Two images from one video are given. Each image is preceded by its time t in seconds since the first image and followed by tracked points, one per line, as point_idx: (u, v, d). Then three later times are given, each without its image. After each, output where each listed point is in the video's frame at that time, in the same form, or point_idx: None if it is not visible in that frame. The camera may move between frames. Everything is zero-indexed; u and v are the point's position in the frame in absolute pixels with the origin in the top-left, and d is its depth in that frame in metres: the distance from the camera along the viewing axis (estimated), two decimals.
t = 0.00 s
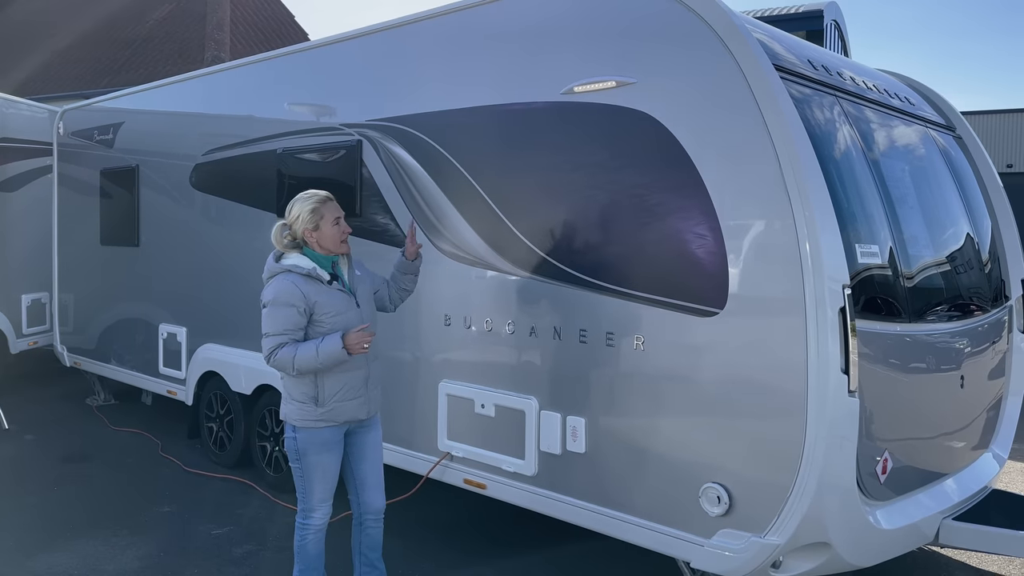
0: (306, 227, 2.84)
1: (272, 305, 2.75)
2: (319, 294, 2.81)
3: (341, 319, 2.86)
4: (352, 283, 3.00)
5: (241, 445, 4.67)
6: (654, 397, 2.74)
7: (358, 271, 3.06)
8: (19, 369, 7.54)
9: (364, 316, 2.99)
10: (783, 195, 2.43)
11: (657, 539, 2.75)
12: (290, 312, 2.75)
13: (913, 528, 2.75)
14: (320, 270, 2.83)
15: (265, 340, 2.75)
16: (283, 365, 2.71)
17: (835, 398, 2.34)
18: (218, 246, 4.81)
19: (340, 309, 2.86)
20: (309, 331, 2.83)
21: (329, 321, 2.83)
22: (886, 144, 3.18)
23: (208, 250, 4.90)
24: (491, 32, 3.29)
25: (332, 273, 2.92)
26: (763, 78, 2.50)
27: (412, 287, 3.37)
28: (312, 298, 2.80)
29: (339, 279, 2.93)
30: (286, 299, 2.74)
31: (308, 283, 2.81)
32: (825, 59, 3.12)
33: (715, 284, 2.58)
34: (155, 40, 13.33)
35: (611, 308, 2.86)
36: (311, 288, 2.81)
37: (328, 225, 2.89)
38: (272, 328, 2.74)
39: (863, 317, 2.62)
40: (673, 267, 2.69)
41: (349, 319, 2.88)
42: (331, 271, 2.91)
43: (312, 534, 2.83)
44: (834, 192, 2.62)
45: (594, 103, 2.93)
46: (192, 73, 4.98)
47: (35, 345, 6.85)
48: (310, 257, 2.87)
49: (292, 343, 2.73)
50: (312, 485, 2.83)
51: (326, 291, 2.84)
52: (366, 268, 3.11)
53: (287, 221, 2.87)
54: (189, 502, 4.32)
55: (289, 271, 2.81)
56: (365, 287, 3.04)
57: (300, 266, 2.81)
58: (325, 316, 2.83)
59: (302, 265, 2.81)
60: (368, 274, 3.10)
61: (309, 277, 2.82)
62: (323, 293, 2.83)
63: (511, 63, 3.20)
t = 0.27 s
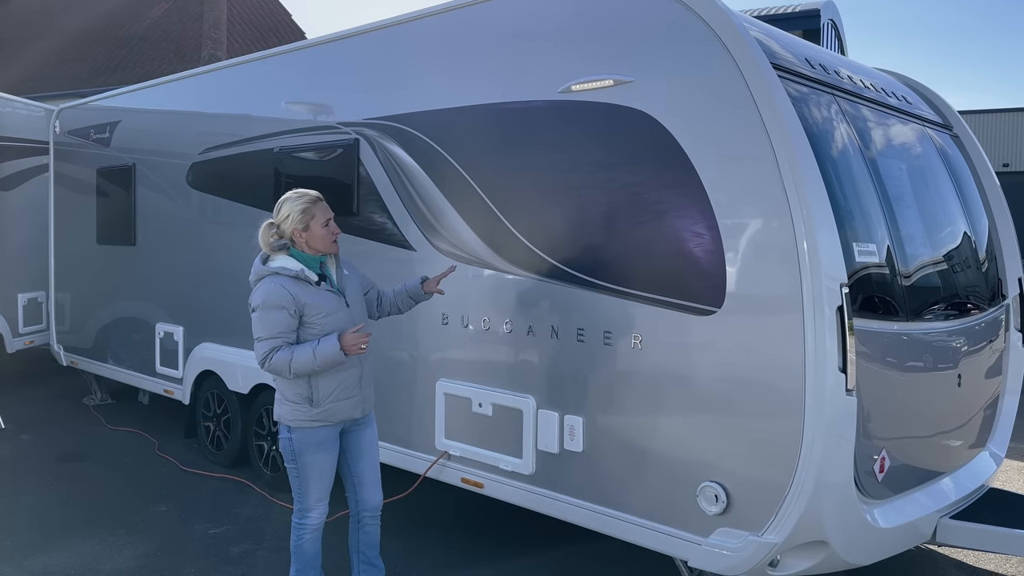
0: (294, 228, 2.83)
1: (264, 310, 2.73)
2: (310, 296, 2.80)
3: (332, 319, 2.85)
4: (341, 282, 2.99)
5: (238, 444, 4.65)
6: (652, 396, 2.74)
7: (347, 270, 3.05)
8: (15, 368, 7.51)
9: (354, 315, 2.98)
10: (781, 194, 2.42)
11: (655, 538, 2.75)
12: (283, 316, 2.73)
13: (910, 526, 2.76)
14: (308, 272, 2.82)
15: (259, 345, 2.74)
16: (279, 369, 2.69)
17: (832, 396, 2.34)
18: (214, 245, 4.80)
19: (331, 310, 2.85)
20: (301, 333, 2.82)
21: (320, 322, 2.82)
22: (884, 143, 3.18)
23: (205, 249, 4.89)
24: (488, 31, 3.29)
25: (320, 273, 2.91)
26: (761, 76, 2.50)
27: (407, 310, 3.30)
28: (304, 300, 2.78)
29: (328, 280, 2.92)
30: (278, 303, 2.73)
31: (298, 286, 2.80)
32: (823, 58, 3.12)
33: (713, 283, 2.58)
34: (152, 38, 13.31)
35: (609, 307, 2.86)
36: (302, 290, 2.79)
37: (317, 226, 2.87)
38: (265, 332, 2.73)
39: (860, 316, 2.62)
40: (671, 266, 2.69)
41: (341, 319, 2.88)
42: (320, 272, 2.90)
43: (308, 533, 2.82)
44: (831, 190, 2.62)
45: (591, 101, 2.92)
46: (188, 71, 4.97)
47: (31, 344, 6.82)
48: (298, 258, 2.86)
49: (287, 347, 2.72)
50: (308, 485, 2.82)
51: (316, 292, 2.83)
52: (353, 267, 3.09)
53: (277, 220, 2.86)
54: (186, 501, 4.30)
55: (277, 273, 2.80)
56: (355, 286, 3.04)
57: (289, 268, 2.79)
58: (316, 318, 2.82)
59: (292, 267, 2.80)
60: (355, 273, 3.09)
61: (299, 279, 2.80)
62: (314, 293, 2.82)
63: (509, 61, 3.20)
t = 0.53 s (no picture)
0: (292, 227, 2.82)
1: (261, 310, 2.72)
2: (309, 297, 2.79)
3: (330, 320, 2.84)
4: (337, 283, 2.98)
5: (236, 444, 4.64)
6: (651, 395, 2.73)
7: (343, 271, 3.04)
8: (13, 368, 7.49)
9: (351, 317, 2.98)
10: (780, 193, 2.42)
11: (655, 538, 2.74)
12: (280, 316, 2.72)
13: (909, 526, 2.75)
14: (305, 272, 2.81)
15: (255, 345, 2.72)
16: (276, 370, 2.68)
17: (832, 396, 2.34)
18: (212, 244, 4.80)
19: (328, 311, 2.84)
20: (298, 334, 2.81)
21: (318, 323, 2.81)
22: (883, 142, 3.18)
23: (203, 248, 4.88)
24: (486, 30, 3.28)
25: (317, 273, 2.90)
26: (760, 75, 2.49)
27: (400, 310, 3.29)
28: (302, 301, 2.77)
29: (325, 280, 2.92)
30: (276, 303, 2.72)
31: (296, 286, 2.78)
32: (822, 57, 3.12)
33: (712, 282, 2.58)
34: (150, 37, 13.28)
35: (608, 306, 2.86)
36: (300, 291, 2.78)
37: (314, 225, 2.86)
38: (262, 332, 2.71)
39: (860, 315, 2.62)
40: (670, 265, 2.68)
41: (338, 320, 2.88)
42: (317, 272, 2.89)
43: (305, 533, 2.81)
44: (831, 190, 2.62)
45: (590, 100, 2.92)
46: (186, 70, 4.96)
47: (29, 344, 6.81)
48: (295, 257, 2.85)
49: (284, 347, 2.71)
50: (304, 485, 2.81)
51: (314, 292, 2.82)
52: (350, 268, 3.09)
53: (273, 220, 2.85)
54: (184, 500, 4.29)
55: (274, 273, 2.79)
56: (351, 287, 3.03)
57: (288, 268, 2.78)
58: (314, 318, 2.81)
59: (290, 267, 2.79)
60: (352, 274, 3.08)
61: (297, 280, 2.79)
62: (311, 294, 2.81)
63: (507, 60, 3.19)
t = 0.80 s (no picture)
0: (294, 226, 2.82)
1: (261, 308, 2.71)
2: (308, 296, 2.79)
3: (328, 319, 2.84)
4: (336, 283, 2.98)
5: (236, 443, 4.63)
6: (651, 395, 2.73)
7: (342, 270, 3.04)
8: (12, 368, 7.48)
9: (349, 316, 2.97)
10: (780, 192, 2.42)
11: (655, 537, 2.74)
12: (279, 315, 2.72)
13: (909, 525, 2.75)
14: (305, 271, 2.80)
15: (254, 343, 2.72)
16: (273, 369, 2.68)
17: (832, 395, 2.34)
18: (212, 243, 4.79)
19: (327, 310, 2.84)
20: (296, 333, 2.81)
21: (317, 322, 2.81)
22: (883, 141, 3.18)
23: (202, 248, 4.88)
24: (486, 28, 3.28)
25: (317, 272, 2.90)
26: (760, 74, 2.49)
27: (397, 294, 3.31)
28: (301, 300, 2.77)
29: (324, 279, 2.91)
30: (275, 301, 2.71)
31: (295, 285, 2.78)
32: (822, 56, 3.12)
33: (712, 282, 2.57)
34: (149, 36, 13.27)
35: (608, 305, 2.85)
36: (299, 290, 2.78)
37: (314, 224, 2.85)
38: (261, 331, 2.71)
39: (860, 314, 2.62)
40: (670, 264, 2.68)
41: (337, 319, 2.87)
42: (317, 271, 2.89)
43: (304, 532, 2.81)
44: (831, 188, 2.62)
45: (590, 99, 2.91)
46: (185, 69, 4.95)
47: (29, 343, 6.80)
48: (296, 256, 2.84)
49: (282, 346, 2.71)
50: (302, 484, 2.81)
51: (313, 291, 2.82)
52: (349, 268, 3.08)
53: (276, 216, 2.85)
54: (184, 500, 4.29)
55: (274, 272, 2.78)
56: (350, 286, 3.03)
57: (287, 267, 2.78)
58: (312, 317, 2.80)
59: (290, 265, 2.78)
60: (351, 274, 3.08)
61: (297, 278, 2.79)
62: (311, 293, 2.81)
63: (507, 59, 3.18)
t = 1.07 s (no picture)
0: (289, 225, 2.82)
1: (255, 309, 2.72)
2: (302, 297, 2.78)
3: (325, 321, 2.82)
4: (336, 284, 2.96)
5: (236, 443, 4.63)
6: (651, 395, 2.73)
7: (343, 272, 3.02)
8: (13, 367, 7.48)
9: (349, 318, 2.95)
10: (780, 192, 2.42)
11: (655, 537, 2.74)
12: (272, 316, 2.72)
13: (909, 525, 2.75)
14: (300, 272, 2.80)
15: (249, 344, 2.73)
16: (267, 369, 2.69)
17: (832, 396, 2.34)
18: (212, 243, 4.79)
19: (323, 311, 2.82)
20: (292, 333, 2.80)
21: (313, 322, 2.80)
22: (883, 140, 3.18)
23: (202, 247, 4.88)
24: (486, 28, 3.28)
25: (315, 273, 2.89)
26: (760, 74, 2.49)
27: (396, 318, 3.27)
28: (296, 301, 2.76)
29: (322, 281, 2.90)
30: (269, 303, 2.72)
31: (290, 286, 2.78)
32: (822, 56, 3.12)
33: (712, 282, 2.57)
34: (149, 36, 13.27)
35: (608, 305, 2.85)
36: (293, 291, 2.78)
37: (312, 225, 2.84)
38: (255, 332, 2.72)
39: (860, 314, 2.62)
40: (670, 264, 2.68)
41: (334, 321, 2.86)
42: (314, 272, 2.88)
43: (304, 532, 2.80)
44: (831, 188, 2.62)
45: (590, 99, 2.91)
46: (185, 69, 4.96)
47: (29, 343, 6.80)
48: (292, 257, 2.84)
49: (277, 347, 2.71)
50: (302, 484, 2.80)
51: (309, 293, 2.81)
52: (351, 269, 3.07)
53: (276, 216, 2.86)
54: (184, 499, 4.29)
55: (269, 272, 2.79)
56: (350, 289, 3.01)
57: (282, 268, 2.77)
58: (308, 318, 2.79)
59: (285, 266, 2.78)
60: (353, 275, 3.06)
61: (291, 279, 2.78)
62: (306, 294, 2.80)
63: (507, 59, 3.18)
